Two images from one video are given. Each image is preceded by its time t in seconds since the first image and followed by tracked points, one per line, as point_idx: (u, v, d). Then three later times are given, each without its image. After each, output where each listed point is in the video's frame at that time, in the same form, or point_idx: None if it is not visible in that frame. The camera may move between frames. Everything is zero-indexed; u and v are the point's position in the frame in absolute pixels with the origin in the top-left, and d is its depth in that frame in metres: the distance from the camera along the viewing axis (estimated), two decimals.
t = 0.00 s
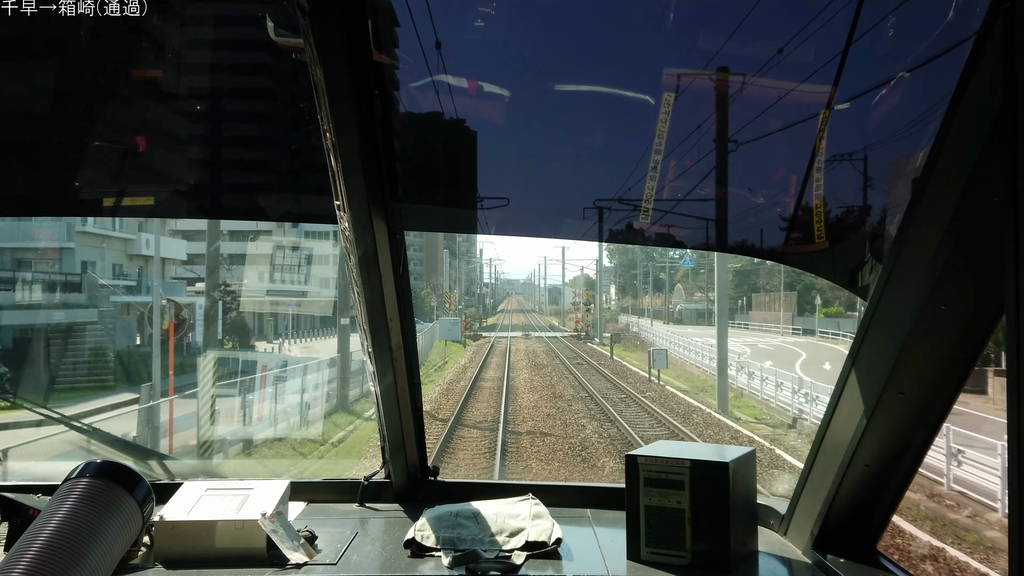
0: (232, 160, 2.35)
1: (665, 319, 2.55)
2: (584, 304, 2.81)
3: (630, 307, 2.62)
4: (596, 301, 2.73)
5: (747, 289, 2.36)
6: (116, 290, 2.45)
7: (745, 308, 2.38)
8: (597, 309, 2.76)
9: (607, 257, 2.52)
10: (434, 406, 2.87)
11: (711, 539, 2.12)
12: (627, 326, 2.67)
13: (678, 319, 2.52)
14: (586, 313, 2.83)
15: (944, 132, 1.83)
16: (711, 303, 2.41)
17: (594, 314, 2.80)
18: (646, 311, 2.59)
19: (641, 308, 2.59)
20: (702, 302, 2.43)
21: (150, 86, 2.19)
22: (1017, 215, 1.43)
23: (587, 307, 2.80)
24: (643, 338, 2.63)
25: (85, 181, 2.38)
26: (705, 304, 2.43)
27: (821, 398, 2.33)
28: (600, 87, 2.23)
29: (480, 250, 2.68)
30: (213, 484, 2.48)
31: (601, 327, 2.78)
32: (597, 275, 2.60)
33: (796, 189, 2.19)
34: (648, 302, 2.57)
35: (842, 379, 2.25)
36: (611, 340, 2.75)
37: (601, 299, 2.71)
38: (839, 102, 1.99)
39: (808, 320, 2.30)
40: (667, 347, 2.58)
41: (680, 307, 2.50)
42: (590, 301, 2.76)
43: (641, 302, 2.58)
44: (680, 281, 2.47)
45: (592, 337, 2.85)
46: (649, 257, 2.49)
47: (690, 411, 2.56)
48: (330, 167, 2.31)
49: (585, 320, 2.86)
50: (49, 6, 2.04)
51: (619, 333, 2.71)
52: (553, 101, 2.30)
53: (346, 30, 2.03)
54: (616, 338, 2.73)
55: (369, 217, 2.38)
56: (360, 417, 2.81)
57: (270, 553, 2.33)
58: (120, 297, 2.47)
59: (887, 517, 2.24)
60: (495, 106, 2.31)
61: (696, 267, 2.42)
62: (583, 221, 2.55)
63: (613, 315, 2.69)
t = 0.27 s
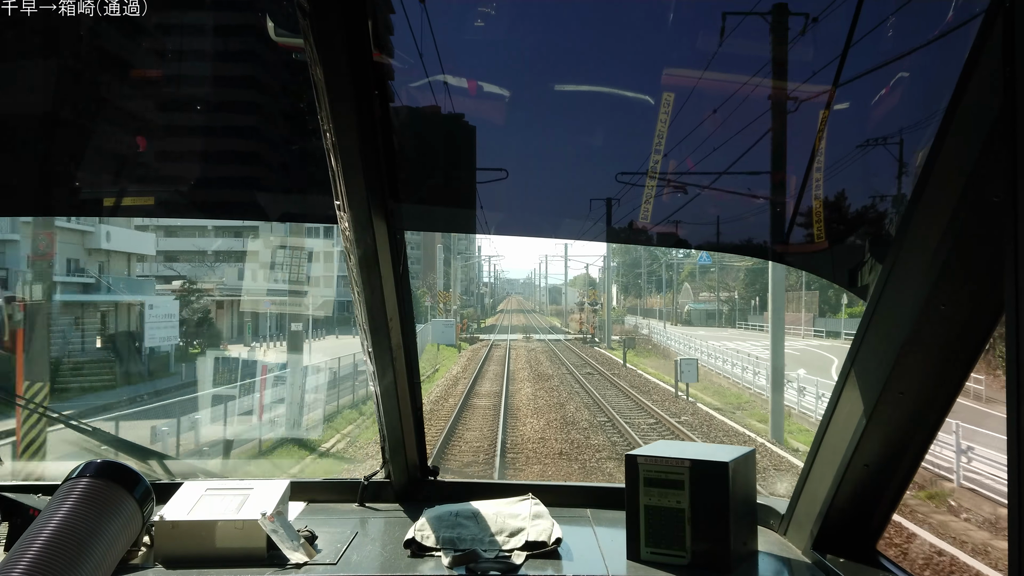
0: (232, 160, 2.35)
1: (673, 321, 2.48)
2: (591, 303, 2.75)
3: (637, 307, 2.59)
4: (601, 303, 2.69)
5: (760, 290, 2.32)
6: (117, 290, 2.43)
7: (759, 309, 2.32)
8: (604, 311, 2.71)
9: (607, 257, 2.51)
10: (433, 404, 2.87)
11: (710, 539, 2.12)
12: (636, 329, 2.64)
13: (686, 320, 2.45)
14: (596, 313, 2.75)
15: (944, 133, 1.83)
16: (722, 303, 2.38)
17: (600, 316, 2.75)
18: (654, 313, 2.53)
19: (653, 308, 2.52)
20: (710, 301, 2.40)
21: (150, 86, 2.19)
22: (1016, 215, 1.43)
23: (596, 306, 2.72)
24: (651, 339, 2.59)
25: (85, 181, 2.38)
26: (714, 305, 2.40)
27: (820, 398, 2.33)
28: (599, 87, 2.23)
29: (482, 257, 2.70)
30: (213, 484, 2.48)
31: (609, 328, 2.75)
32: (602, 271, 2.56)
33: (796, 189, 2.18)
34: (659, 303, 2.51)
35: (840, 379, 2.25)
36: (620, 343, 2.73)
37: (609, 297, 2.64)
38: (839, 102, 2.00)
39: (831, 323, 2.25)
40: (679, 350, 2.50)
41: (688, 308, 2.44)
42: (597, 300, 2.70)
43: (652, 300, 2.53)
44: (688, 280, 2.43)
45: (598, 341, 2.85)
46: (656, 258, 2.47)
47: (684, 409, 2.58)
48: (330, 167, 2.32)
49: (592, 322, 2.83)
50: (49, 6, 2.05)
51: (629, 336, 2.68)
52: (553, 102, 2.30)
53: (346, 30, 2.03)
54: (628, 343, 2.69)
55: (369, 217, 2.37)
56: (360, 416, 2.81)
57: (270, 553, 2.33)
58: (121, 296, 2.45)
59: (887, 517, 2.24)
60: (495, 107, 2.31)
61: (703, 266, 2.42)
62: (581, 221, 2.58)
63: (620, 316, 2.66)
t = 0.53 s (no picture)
0: (232, 161, 2.36)
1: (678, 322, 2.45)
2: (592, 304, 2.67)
3: (643, 309, 2.55)
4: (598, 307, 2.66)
5: (774, 288, 2.34)
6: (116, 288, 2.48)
7: (776, 309, 2.35)
8: (613, 313, 2.60)
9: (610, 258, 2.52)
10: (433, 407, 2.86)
11: (711, 539, 2.13)
12: (646, 331, 2.57)
13: (694, 322, 2.42)
14: (601, 317, 2.66)
15: (944, 134, 1.84)
16: (733, 304, 2.37)
17: (609, 318, 2.64)
18: (669, 315, 2.47)
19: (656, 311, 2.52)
20: (722, 302, 2.38)
21: (150, 85, 2.19)
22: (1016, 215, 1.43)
23: (603, 309, 2.63)
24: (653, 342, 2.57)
25: (85, 181, 2.38)
26: (726, 305, 2.38)
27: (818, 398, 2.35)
28: (599, 87, 2.23)
29: (482, 258, 2.69)
30: (213, 484, 2.48)
31: (617, 334, 2.66)
32: (610, 271, 2.54)
33: (796, 189, 2.19)
34: (666, 304, 2.49)
35: (841, 379, 2.26)
36: (631, 346, 2.64)
37: (617, 295, 2.57)
38: (839, 102, 2.00)
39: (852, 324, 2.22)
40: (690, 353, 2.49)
41: (698, 309, 2.41)
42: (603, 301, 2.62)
43: (659, 307, 2.50)
44: (696, 280, 2.39)
45: (608, 347, 2.74)
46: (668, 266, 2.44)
47: (685, 409, 2.59)
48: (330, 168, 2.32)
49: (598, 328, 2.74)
50: (49, 6, 2.05)
51: (637, 340, 2.61)
52: (554, 102, 2.30)
53: (347, 30, 2.03)
54: (643, 349, 2.61)
55: (369, 217, 2.38)
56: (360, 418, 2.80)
57: (269, 554, 2.33)
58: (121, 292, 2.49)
59: (887, 517, 2.24)
60: (495, 107, 2.32)
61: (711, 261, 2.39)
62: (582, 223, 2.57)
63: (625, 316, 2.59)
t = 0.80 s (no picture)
0: (232, 161, 2.35)
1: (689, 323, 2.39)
2: (594, 304, 2.65)
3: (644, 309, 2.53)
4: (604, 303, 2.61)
5: (789, 288, 2.31)
6: (116, 292, 2.44)
7: (794, 310, 2.31)
8: (623, 313, 2.55)
9: (615, 257, 2.51)
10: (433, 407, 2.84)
11: (711, 540, 2.13)
12: (657, 334, 2.49)
13: (705, 322, 2.36)
14: (605, 316, 2.63)
15: (944, 134, 1.84)
16: (747, 304, 2.34)
17: (620, 320, 2.58)
18: (679, 315, 2.41)
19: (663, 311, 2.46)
20: (736, 302, 2.34)
21: (150, 85, 2.19)
22: (1015, 214, 1.43)
23: (613, 309, 2.59)
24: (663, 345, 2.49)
25: (84, 181, 2.38)
26: (738, 305, 2.34)
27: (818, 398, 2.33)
28: (600, 87, 2.23)
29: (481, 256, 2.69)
30: (213, 484, 2.48)
31: (628, 335, 2.59)
32: (614, 270, 2.52)
33: (796, 189, 2.20)
34: (671, 303, 2.45)
35: (841, 379, 2.26)
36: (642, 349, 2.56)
37: (630, 295, 2.52)
38: (839, 102, 2.00)
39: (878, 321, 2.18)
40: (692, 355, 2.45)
41: (709, 310, 2.36)
42: (613, 300, 2.58)
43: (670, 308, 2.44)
44: (706, 279, 2.38)
45: (619, 352, 2.65)
46: (675, 265, 2.42)
47: (692, 411, 2.53)
48: (331, 168, 2.32)
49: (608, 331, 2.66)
50: (49, 6, 2.05)
51: (648, 343, 2.53)
52: (554, 102, 2.30)
53: (347, 30, 2.03)
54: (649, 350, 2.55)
55: (369, 217, 2.38)
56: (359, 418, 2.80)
57: (270, 553, 2.33)
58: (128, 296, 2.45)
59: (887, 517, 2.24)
60: (495, 107, 2.31)
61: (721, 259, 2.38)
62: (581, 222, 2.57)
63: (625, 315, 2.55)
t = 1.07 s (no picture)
0: (232, 161, 2.35)
1: (701, 323, 2.37)
2: (601, 305, 2.60)
3: (651, 311, 2.45)
4: (602, 306, 2.60)
5: (808, 287, 2.28)
6: (120, 291, 2.48)
7: (817, 311, 2.27)
8: (637, 314, 2.47)
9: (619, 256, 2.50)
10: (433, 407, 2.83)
11: (711, 540, 2.12)
12: (672, 337, 2.44)
13: (716, 323, 2.36)
14: (614, 315, 2.56)
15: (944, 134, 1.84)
16: (762, 303, 2.34)
17: (632, 322, 2.50)
18: (681, 315, 2.40)
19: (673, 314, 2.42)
20: (750, 301, 2.35)
21: (150, 85, 2.18)
22: (1017, 215, 1.43)
23: (625, 309, 2.50)
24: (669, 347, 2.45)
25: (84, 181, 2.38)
26: (752, 304, 2.35)
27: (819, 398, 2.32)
28: (600, 87, 2.23)
29: (481, 253, 2.66)
30: (212, 485, 2.48)
31: (642, 339, 2.51)
32: (615, 270, 2.51)
33: (796, 189, 2.20)
34: (679, 303, 2.42)
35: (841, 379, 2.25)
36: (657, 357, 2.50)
37: (647, 296, 2.46)
38: (839, 102, 2.00)
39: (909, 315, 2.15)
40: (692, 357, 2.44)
41: (721, 310, 2.37)
42: (625, 300, 2.50)
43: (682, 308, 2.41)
44: (717, 277, 2.38)
45: (632, 358, 2.58)
46: (678, 264, 2.41)
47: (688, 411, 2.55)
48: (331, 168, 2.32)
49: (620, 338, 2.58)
50: (49, 7, 2.05)
51: (664, 348, 2.47)
52: (554, 102, 2.30)
53: (347, 30, 2.03)
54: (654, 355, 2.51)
55: (369, 217, 2.37)
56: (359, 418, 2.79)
57: (269, 554, 2.32)
58: (123, 295, 2.48)
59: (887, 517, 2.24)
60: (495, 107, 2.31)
61: (731, 259, 2.36)
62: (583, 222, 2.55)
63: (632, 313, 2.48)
